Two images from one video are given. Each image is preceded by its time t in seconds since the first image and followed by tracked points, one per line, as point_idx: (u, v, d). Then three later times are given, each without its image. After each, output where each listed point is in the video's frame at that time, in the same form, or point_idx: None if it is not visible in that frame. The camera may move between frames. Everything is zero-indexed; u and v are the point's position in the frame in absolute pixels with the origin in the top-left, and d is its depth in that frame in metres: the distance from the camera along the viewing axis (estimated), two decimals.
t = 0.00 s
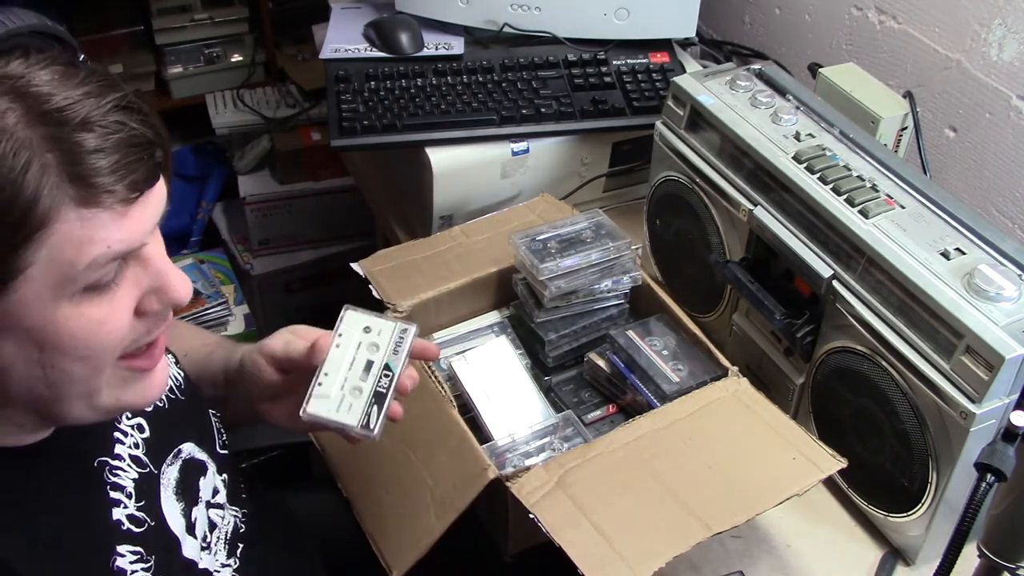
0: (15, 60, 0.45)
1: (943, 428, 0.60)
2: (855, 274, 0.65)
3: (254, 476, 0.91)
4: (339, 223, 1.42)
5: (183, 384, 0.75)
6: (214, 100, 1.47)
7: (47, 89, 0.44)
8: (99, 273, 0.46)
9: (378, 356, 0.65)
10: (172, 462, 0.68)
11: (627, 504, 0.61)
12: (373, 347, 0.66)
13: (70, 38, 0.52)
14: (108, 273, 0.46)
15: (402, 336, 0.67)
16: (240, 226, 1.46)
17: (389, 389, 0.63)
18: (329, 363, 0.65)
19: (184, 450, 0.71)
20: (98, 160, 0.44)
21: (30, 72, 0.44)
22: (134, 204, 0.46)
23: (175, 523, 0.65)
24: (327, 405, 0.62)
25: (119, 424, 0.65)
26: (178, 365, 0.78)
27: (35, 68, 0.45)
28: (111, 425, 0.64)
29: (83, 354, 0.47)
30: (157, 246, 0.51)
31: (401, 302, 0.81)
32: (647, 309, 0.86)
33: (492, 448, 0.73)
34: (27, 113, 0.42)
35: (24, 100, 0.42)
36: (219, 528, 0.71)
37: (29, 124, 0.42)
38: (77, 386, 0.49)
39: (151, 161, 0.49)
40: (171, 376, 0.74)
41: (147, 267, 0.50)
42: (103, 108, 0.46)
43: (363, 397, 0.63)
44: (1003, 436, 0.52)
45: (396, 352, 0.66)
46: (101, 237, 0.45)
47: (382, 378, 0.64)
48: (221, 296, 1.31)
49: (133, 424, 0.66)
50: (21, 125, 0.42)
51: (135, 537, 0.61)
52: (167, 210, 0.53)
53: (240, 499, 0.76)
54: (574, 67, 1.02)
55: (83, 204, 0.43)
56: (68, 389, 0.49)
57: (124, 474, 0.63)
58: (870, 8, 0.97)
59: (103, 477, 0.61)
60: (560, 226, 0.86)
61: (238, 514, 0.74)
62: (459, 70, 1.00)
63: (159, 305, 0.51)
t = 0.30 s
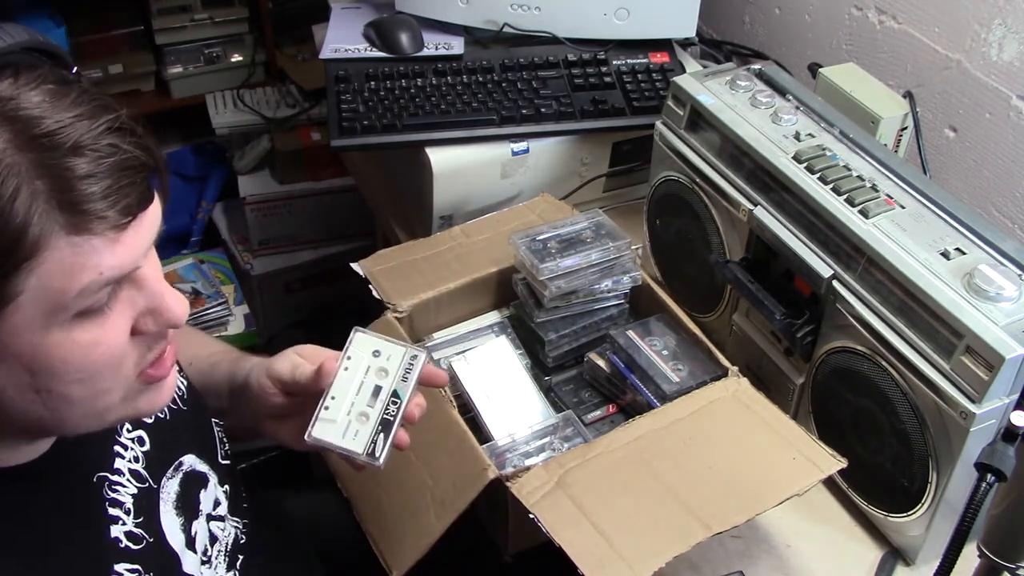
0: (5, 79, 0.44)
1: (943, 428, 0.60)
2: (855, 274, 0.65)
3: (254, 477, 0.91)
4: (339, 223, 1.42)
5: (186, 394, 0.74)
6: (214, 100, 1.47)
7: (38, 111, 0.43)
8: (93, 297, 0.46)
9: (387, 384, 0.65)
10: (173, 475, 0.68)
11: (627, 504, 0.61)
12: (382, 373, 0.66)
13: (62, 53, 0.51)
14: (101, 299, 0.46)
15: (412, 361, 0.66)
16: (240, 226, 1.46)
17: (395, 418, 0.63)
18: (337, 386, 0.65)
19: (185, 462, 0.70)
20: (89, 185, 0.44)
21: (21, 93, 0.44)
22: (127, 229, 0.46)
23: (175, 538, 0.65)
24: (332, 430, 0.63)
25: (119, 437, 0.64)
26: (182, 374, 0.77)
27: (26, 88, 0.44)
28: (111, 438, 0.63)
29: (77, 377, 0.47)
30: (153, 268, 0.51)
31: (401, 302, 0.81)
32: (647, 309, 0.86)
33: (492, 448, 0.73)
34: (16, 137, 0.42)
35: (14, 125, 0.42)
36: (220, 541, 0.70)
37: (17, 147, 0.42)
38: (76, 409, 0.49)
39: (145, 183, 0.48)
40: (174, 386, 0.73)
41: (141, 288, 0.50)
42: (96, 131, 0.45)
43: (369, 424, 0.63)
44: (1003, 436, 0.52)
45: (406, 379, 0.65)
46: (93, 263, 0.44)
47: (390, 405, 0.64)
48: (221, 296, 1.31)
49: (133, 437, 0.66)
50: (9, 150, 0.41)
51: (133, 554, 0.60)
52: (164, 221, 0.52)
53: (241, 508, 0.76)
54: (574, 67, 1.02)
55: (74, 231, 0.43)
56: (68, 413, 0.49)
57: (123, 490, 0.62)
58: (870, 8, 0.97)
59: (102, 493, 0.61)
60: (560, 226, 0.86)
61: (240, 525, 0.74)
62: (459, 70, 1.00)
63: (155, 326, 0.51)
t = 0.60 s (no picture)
0: (7, 90, 0.44)
1: (943, 428, 0.60)
2: (855, 274, 0.65)
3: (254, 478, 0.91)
4: (339, 223, 1.42)
5: (186, 398, 0.74)
6: (214, 100, 1.47)
7: (42, 123, 0.43)
8: (97, 308, 0.46)
9: (394, 397, 0.65)
10: (173, 480, 0.68)
11: (627, 504, 0.61)
12: (388, 385, 0.65)
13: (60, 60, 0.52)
14: (104, 310, 0.46)
15: (418, 372, 0.66)
16: (240, 226, 1.46)
17: (403, 432, 0.63)
18: (344, 401, 0.64)
19: (185, 467, 0.70)
20: (93, 199, 0.44)
21: (24, 105, 0.43)
22: (131, 240, 0.46)
23: (175, 544, 0.65)
24: (341, 446, 0.63)
25: (118, 443, 0.64)
26: (183, 377, 0.77)
27: (28, 100, 0.44)
28: (111, 443, 0.63)
29: (79, 389, 0.47)
30: (158, 277, 0.52)
31: (401, 302, 0.81)
32: (647, 309, 0.86)
33: (492, 448, 0.73)
34: (19, 149, 0.42)
35: (18, 138, 0.42)
36: (221, 547, 0.70)
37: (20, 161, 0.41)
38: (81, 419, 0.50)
39: (148, 192, 0.48)
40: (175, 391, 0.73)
41: (144, 298, 0.50)
42: (101, 141, 0.45)
43: (378, 438, 0.63)
44: (1003, 436, 0.52)
45: (412, 390, 0.65)
46: (98, 274, 0.44)
47: (398, 417, 0.64)
48: (221, 296, 1.31)
49: (132, 443, 0.66)
50: (12, 163, 0.41)
51: (133, 558, 0.60)
52: (164, 225, 0.52)
53: (242, 514, 0.75)
54: (574, 67, 1.02)
55: (79, 243, 0.43)
56: (72, 423, 0.50)
57: (120, 496, 0.62)
58: (870, 8, 0.97)
59: (98, 499, 0.60)
60: (560, 226, 0.86)
61: (241, 530, 0.74)
62: (459, 70, 1.00)
63: (157, 334, 0.51)
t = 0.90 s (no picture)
0: (17, 76, 0.45)
1: (943, 427, 0.59)
2: (855, 274, 0.65)
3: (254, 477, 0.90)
4: (339, 223, 1.42)
5: (186, 395, 0.75)
6: (214, 100, 1.47)
7: (54, 104, 0.44)
8: (112, 286, 0.46)
9: (387, 392, 0.65)
10: (174, 474, 0.68)
11: (627, 504, 0.61)
12: (380, 379, 0.65)
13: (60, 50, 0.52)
14: (119, 287, 0.46)
15: (408, 363, 0.66)
16: (240, 226, 1.46)
17: (399, 426, 0.63)
18: (337, 400, 0.64)
19: (186, 462, 0.70)
20: (108, 175, 0.44)
21: (36, 87, 0.44)
22: (145, 216, 0.46)
23: (178, 536, 0.65)
24: (339, 445, 0.63)
25: (120, 436, 0.64)
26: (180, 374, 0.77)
27: (38, 83, 0.45)
28: (112, 438, 0.63)
29: (98, 368, 0.47)
30: (164, 259, 0.52)
31: (401, 302, 0.81)
32: (647, 309, 0.86)
33: (492, 448, 0.73)
34: (36, 128, 0.42)
35: (33, 118, 0.42)
36: (223, 541, 0.70)
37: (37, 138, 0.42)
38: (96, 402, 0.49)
39: (159, 172, 0.48)
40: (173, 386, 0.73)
41: (155, 278, 0.50)
42: (111, 121, 0.46)
43: (375, 433, 0.63)
44: (1003, 436, 0.52)
45: (405, 383, 0.65)
46: (114, 251, 0.44)
47: (393, 411, 0.64)
48: (221, 296, 1.30)
49: (134, 436, 0.66)
50: (30, 142, 0.42)
51: (139, 549, 0.61)
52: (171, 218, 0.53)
53: (243, 510, 0.75)
54: (574, 67, 1.02)
55: (97, 218, 0.44)
56: (87, 407, 0.49)
57: (124, 489, 0.62)
58: (870, 8, 0.97)
59: (103, 492, 0.60)
60: (560, 226, 0.86)
61: (242, 525, 0.74)
62: (459, 70, 1.00)
63: (169, 314, 0.52)
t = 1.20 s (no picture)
0: (23, 72, 0.45)
1: (943, 427, 0.59)
2: (855, 274, 0.65)
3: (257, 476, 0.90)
4: (339, 222, 1.42)
5: (191, 393, 0.75)
6: (214, 100, 1.47)
7: (61, 100, 0.44)
8: (118, 281, 0.46)
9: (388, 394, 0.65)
10: (178, 471, 0.68)
11: (626, 504, 0.61)
12: (382, 381, 0.65)
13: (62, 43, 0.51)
14: (126, 283, 0.46)
15: (411, 366, 0.65)
16: (240, 226, 1.46)
17: (400, 428, 0.63)
18: (339, 400, 0.64)
19: (190, 459, 0.70)
20: (115, 171, 0.44)
21: (43, 85, 0.44)
22: (151, 212, 0.47)
23: (182, 532, 0.65)
24: (340, 445, 0.63)
25: (125, 432, 0.64)
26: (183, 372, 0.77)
27: (45, 79, 0.45)
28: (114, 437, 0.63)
29: (106, 362, 0.47)
30: (171, 254, 0.52)
31: (401, 302, 0.81)
32: (647, 309, 0.86)
33: (492, 448, 0.73)
34: (44, 125, 0.42)
35: (40, 114, 0.43)
36: (226, 537, 0.70)
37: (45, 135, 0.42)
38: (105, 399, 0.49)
39: (166, 168, 0.48)
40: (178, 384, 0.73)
41: (161, 273, 0.50)
42: (118, 118, 0.46)
43: (376, 435, 0.63)
44: (1003, 436, 0.52)
45: (407, 386, 0.65)
46: (120, 246, 0.44)
47: (394, 414, 0.64)
48: (222, 296, 1.31)
49: (139, 433, 0.66)
50: (38, 138, 0.42)
51: (144, 545, 0.61)
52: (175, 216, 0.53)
53: (245, 508, 0.75)
54: (574, 67, 1.02)
55: (103, 214, 0.44)
56: (95, 402, 0.49)
57: (128, 484, 0.62)
58: (870, 8, 0.97)
59: (109, 487, 0.60)
60: (560, 226, 0.86)
61: (244, 523, 0.74)
62: (459, 70, 1.00)
63: (176, 310, 0.52)
